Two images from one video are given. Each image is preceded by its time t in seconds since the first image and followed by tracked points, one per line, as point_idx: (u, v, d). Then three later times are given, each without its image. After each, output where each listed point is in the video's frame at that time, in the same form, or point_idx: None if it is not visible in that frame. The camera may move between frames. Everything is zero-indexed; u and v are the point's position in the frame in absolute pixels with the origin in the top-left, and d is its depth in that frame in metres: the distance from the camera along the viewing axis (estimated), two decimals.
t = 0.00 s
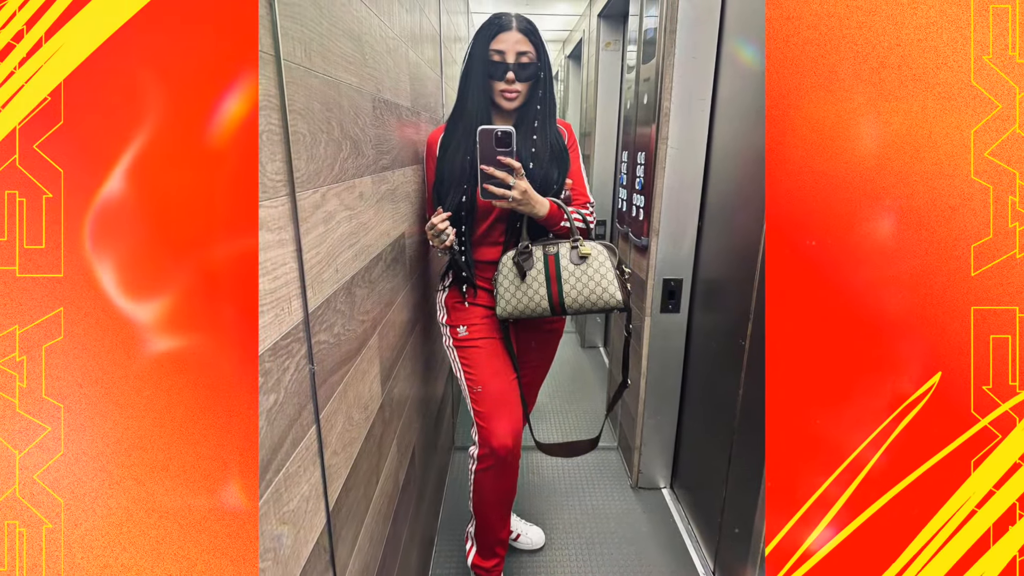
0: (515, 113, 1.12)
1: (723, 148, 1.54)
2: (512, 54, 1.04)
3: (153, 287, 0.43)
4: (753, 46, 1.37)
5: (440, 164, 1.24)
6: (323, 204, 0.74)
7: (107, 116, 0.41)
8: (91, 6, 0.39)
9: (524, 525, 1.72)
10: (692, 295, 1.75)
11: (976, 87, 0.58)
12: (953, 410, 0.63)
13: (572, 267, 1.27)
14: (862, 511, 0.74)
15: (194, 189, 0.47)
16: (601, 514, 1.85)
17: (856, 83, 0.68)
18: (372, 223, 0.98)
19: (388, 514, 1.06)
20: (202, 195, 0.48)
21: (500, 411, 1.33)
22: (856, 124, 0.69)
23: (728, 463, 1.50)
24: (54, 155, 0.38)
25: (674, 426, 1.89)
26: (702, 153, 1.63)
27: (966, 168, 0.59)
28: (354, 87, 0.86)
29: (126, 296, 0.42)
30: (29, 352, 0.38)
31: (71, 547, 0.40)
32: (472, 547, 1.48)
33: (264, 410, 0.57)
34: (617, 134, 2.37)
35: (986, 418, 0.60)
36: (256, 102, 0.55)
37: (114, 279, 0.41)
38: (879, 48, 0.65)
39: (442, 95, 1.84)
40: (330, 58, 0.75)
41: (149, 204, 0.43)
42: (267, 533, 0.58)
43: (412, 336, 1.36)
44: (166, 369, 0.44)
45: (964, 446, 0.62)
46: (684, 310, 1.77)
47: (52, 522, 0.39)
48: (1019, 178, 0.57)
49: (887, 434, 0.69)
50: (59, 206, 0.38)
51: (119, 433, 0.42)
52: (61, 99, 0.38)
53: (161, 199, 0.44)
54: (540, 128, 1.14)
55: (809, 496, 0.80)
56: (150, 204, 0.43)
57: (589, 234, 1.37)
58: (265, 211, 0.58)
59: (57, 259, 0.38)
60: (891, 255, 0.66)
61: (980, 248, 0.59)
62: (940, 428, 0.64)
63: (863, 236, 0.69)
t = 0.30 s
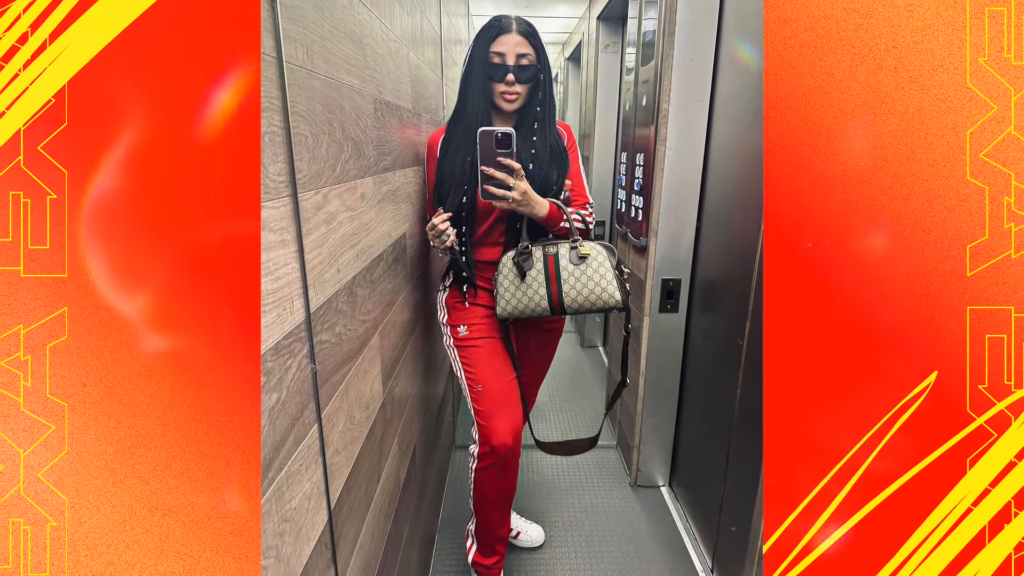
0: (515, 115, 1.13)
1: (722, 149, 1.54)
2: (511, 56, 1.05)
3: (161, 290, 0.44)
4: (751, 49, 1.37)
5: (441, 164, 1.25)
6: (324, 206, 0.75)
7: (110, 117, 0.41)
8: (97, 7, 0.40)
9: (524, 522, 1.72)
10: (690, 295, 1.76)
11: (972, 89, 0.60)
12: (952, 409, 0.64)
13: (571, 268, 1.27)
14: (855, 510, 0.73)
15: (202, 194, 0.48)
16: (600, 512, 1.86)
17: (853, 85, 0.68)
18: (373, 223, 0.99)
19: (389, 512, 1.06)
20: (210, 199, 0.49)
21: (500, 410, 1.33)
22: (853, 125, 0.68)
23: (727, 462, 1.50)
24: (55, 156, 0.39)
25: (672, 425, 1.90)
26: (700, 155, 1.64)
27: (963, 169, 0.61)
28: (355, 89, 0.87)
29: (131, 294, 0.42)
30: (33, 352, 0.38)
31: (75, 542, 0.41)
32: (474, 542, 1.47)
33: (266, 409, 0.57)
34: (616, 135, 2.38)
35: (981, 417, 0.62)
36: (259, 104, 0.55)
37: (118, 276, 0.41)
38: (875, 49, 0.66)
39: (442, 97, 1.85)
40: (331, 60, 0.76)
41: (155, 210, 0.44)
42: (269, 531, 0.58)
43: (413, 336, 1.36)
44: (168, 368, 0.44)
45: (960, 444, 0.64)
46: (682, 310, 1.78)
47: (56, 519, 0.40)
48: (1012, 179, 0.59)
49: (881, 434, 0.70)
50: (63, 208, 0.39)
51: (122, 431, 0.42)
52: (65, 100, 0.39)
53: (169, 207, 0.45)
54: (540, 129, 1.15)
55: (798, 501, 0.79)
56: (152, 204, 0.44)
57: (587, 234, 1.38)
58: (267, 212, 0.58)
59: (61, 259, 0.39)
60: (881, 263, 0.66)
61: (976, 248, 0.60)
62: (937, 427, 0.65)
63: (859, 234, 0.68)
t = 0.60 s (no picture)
0: (515, 117, 1.14)
1: (720, 150, 1.55)
2: (512, 58, 1.06)
3: (167, 291, 0.45)
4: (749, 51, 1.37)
5: (443, 166, 1.25)
6: (326, 206, 0.75)
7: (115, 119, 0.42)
8: (101, 11, 0.40)
9: (523, 520, 1.73)
10: (689, 295, 1.76)
11: (967, 90, 0.59)
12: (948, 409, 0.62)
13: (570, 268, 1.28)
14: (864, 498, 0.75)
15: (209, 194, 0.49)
16: (599, 510, 1.86)
17: (849, 88, 0.71)
18: (374, 224, 0.99)
19: (390, 509, 1.07)
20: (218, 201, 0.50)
21: (500, 408, 1.34)
22: (848, 126, 0.71)
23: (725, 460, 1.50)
24: (61, 158, 0.39)
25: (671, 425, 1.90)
26: (699, 156, 1.64)
27: (958, 171, 0.59)
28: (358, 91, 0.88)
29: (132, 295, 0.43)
30: (38, 351, 0.38)
31: (79, 541, 0.41)
32: (474, 541, 1.48)
33: (269, 408, 0.58)
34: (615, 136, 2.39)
35: (977, 416, 0.60)
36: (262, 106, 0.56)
37: (121, 276, 0.42)
38: (873, 53, 0.68)
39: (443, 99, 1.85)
40: (332, 62, 0.76)
41: (164, 210, 0.45)
42: (272, 529, 0.58)
43: (414, 336, 1.36)
44: (169, 367, 0.45)
45: (956, 444, 0.62)
46: (681, 310, 1.78)
47: (61, 518, 0.39)
48: (1011, 179, 0.56)
49: (879, 431, 0.71)
50: (67, 208, 0.39)
51: (124, 430, 0.43)
52: (70, 103, 0.39)
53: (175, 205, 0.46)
54: (540, 130, 1.16)
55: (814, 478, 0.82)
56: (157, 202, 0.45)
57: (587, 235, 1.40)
58: (270, 213, 0.59)
59: (66, 259, 0.39)
60: (884, 259, 0.68)
61: (971, 249, 0.59)
62: (933, 425, 0.64)
63: (859, 237, 0.71)
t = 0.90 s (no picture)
0: (515, 118, 1.14)
1: (718, 151, 1.55)
2: (512, 60, 1.07)
3: (173, 291, 0.45)
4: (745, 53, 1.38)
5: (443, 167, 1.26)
6: (328, 207, 0.76)
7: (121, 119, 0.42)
8: (107, 13, 0.41)
9: (523, 518, 1.73)
10: (688, 295, 1.77)
11: (963, 92, 0.60)
12: (943, 409, 0.64)
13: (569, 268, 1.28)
14: (859, 497, 0.75)
15: (217, 194, 0.49)
16: (598, 507, 1.87)
17: (847, 88, 0.70)
18: (376, 225, 1.00)
19: (392, 505, 1.08)
20: (226, 200, 0.50)
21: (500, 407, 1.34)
22: (844, 127, 0.70)
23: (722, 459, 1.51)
24: (66, 160, 0.40)
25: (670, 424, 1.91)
26: (697, 157, 1.65)
27: (955, 172, 0.61)
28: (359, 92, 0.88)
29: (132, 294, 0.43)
30: (41, 351, 0.39)
31: (83, 539, 0.41)
32: (474, 539, 1.48)
33: (270, 408, 0.58)
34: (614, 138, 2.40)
35: (972, 414, 0.62)
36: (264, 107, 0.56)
37: (127, 274, 0.42)
38: (870, 53, 0.68)
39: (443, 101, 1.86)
40: (334, 64, 0.76)
41: (171, 210, 0.45)
42: (274, 527, 0.59)
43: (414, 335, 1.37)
44: (172, 367, 0.46)
45: (952, 441, 0.64)
46: (679, 309, 1.79)
47: (64, 515, 0.40)
48: (1005, 181, 0.58)
49: (876, 428, 0.72)
50: (72, 209, 0.40)
51: (129, 429, 0.43)
52: (73, 104, 0.40)
53: (185, 205, 0.46)
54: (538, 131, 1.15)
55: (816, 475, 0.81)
56: (166, 202, 0.45)
57: (586, 235, 1.41)
58: (272, 214, 0.59)
59: (70, 260, 0.40)
60: (879, 259, 0.68)
61: (967, 249, 0.61)
62: (928, 424, 0.66)
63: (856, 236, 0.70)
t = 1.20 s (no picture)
0: (514, 120, 1.16)
1: (716, 153, 1.56)
2: (511, 62, 1.09)
3: (175, 290, 0.46)
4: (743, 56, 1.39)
5: (444, 168, 1.27)
6: (329, 207, 0.76)
7: (126, 121, 0.42)
8: (111, 13, 0.41)
9: (523, 516, 1.74)
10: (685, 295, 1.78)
11: (958, 94, 0.60)
12: (939, 409, 0.64)
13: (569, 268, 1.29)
14: (856, 495, 0.74)
15: (218, 196, 0.50)
16: (597, 505, 1.87)
17: (845, 91, 0.72)
18: (377, 225, 1.00)
19: (393, 503, 1.09)
20: (226, 203, 0.51)
21: (500, 406, 1.35)
22: (842, 128, 0.72)
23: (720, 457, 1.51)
24: (71, 160, 0.40)
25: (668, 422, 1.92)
26: (695, 158, 1.66)
27: (951, 173, 0.61)
28: (360, 93, 0.88)
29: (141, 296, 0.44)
30: (46, 350, 0.39)
31: (87, 537, 0.41)
32: (475, 537, 1.49)
33: (272, 407, 0.59)
34: (613, 139, 2.40)
35: (968, 414, 0.62)
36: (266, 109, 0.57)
37: (131, 274, 0.43)
38: (866, 57, 0.69)
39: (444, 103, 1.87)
40: (336, 67, 0.77)
41: (171, 212, 0.46)
42: (276, 525, 0.59)
43: (415, 335, 1.37)
44: (177, 365, 0.46)
45: (946, 441, 0.64)
46: (678, 309, 1.79)
47: (69, 513, 0.40)
48: (1000, 182, 0.58)
49: (872, 428, 0.71)
50: (75, 209, 0.40)
51: (134, 426, 0.43)
52: (78, 105, 0.40)
53: (186, 207, 0.47)
54: (538, 133, 1.17)
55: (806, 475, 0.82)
56: (170, 204, 0.45)
57: (585, 236, 1.37)
58: (274, 214, 0.60)
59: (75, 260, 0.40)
60: (876, 258, 0.68)
61: (963, 250, 0.60)
62: (926, 422, 0.65)
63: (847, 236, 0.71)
